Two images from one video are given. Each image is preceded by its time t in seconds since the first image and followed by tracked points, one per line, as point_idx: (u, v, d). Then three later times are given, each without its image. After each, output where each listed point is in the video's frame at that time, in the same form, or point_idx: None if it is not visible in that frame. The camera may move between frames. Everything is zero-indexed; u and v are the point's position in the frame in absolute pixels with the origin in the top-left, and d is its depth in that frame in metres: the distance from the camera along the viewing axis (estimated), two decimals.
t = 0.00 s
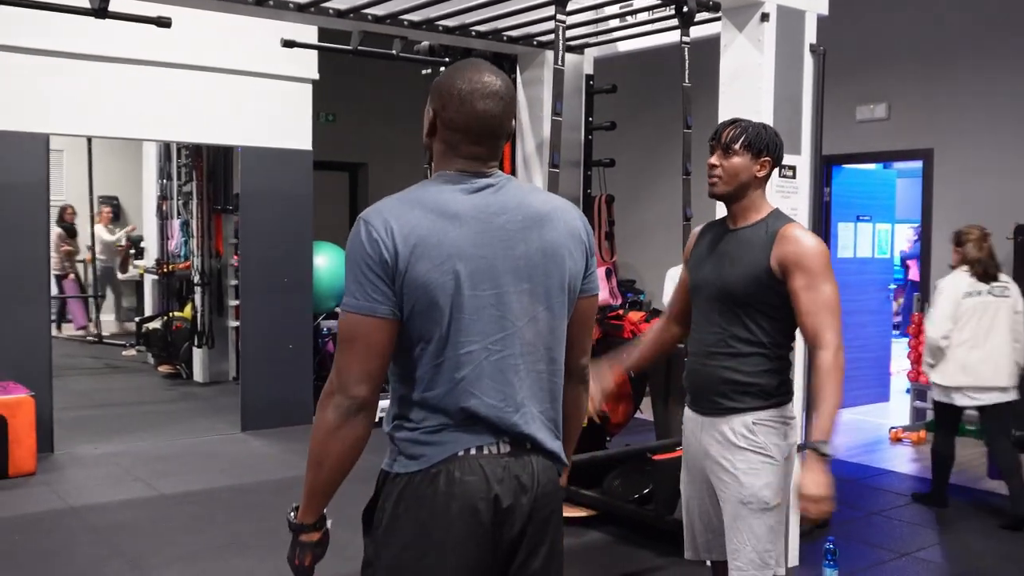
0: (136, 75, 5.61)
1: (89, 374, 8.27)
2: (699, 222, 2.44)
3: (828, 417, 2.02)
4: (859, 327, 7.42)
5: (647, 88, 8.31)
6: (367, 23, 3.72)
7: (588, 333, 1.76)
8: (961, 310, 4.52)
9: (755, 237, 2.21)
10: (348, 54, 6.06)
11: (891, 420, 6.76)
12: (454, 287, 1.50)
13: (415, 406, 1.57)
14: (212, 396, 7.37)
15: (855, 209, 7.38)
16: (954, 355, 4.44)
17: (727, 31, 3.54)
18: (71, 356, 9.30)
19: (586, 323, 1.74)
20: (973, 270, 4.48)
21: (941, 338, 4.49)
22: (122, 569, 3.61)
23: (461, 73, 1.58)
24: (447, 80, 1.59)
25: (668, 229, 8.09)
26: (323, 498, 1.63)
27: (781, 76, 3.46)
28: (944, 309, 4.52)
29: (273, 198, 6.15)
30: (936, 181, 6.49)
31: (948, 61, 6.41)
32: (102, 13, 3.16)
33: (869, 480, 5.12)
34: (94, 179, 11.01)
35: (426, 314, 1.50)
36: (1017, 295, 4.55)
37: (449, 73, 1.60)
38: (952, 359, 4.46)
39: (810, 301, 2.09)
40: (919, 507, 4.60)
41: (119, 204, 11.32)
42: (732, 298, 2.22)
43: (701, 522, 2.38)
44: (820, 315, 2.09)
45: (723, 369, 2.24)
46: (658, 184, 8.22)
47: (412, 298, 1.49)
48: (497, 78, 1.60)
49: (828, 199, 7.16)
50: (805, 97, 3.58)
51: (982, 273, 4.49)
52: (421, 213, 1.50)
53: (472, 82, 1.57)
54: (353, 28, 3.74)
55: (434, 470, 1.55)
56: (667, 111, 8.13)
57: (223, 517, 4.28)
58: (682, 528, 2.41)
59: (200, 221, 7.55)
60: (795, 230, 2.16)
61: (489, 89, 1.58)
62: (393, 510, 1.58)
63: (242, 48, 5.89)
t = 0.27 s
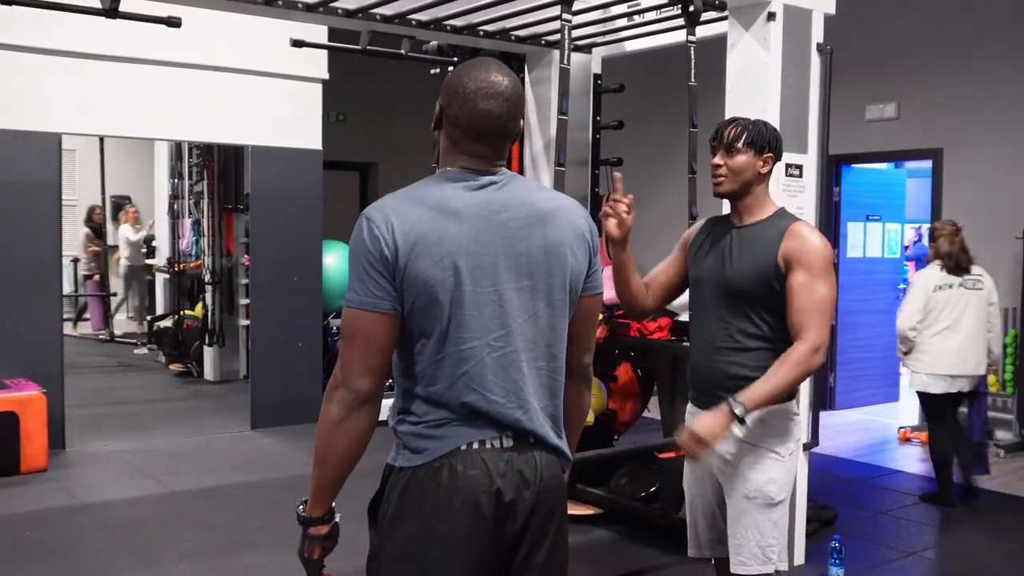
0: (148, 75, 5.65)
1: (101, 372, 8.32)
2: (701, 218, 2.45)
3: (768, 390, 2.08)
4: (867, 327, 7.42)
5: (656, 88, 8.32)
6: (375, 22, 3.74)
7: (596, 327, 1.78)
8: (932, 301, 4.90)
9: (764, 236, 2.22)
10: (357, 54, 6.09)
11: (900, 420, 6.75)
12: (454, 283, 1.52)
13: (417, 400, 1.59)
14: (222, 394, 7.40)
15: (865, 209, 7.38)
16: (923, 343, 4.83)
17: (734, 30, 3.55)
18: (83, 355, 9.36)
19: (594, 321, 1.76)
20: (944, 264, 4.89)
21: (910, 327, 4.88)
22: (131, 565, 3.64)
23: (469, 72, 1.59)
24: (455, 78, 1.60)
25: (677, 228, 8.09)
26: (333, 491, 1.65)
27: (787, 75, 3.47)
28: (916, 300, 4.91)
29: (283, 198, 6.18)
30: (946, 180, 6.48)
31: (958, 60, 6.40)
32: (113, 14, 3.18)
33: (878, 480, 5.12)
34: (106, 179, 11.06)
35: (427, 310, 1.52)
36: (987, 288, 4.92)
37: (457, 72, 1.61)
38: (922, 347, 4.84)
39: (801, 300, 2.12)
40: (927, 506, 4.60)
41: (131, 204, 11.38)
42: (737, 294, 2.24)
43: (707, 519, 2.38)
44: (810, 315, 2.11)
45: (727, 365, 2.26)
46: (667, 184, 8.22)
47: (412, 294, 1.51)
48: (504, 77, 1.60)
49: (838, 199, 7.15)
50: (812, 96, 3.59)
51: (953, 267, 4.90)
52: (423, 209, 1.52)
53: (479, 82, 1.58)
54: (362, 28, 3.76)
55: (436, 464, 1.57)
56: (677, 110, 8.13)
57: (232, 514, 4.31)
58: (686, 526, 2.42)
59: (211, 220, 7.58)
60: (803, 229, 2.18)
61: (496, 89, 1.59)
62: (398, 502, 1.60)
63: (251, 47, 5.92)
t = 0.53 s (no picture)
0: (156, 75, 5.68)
1: (109, 370, 8.36)
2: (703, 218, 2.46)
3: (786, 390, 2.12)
4: (875, 326, 7.42)
5: (663, 87, 8.32)
6: (381, 22, 3.76)
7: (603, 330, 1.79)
8: (923, 300, 4.93)
9: (767, 234, 2.24)
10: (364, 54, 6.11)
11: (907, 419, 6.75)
12: (456, 281, 1.53)
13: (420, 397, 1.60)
14: (230, 392, 7.43)
15: (872, 208, 7.37)
16: (916, 342, 4.86)
17: (740, 28, 3.56)
18: (92, 353, 9.40)
19: (599, 322, 1.77)
20: (932, 263, 4.93)
21: (903, 327, 4.92)
22: (138, 562, 3.66)
23: (475, 72, 1.60)
24: (462, 79, 1.61)
25: (684, 227, 8.10)
26: (339, 489, 1.66)
27: (793, 74, 3.48)
28: (907, 299, 4.94)
29: (290, 197, 6.21)
30: (954, 179, 6.47)
31: (965, 59, 6.39)
32: (121, 13, 3.20)
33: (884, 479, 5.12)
34: (115, 178, 11.11)
35: (429, 307, 1.53)
36: (973, 286, 4.95)
37: (464, 72, 1.62)
38: (915, 346, 4.87)
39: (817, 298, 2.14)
40: (932, 505, 4.59)
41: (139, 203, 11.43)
42: (743, 293, 2.24)
43: (710, 515, 2.39)
44: (826, 315, 2.14)
45: (732, 363, 2.26)
46: (674, 183, 8.22)
47: (415, 291, 1.52)
48: (510, 77, 1.61)
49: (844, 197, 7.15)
50: (817, 95, 3.59)
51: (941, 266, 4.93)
52: (425, 207, 1.53)
53: (485, 83, 1.59)
54: (368, 27, 3.78)
55: (440, 460, 1.58)
56: (684, 109, 8.13)
57: (239, 511, 4.33)
58: (688, 523, 2.42)
59: (219, 219, 7.61)
60: (806, 228, 2.20)
61: (501, 89, 1.60)
62: (404, 497, 1.60)
63: (259, 47, 5.95)
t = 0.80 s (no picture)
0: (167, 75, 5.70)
1: (119, 369, 8.39)
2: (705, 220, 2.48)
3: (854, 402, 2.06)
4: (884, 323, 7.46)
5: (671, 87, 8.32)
6: (389, 21, 3.77)
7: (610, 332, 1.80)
8: (911, 293, 5.03)
9: (767, 232, 2.25)
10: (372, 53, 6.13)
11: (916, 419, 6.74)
12: (464, 278, 1.54)
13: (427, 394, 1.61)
14: (239, 391, 7.46)
15: (881, 206, 7.40)
16: (905, 334, 4.97)
17: (747, 28, 3.57)
18: (101, 352, 9.45)
19: (604, 323, 1.78)
20: (921, 258, 5.05)
21: (893, 318, 5.00)
22: (147, 558, 3.68)
23: (483, 70, 1.61)
24: (469, 76, 1.62)
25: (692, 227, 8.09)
26: (344, 485, 1.67)
27: (799, 73, 3.48)
28: (896, 291, 5.03)
29: (299, 196, 6.23)
30: (962, 178, 6.45)
31: (974, 58, 6.38)
32: (130, 14, 3.22)
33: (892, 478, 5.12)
34: (124, 177, 11.15)
35: (437, 304, 1.55)
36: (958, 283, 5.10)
37: (472, 69, 1.63)
38: (903, 337, 4.99)
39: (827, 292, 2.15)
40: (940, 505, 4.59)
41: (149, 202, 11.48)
42: (747, 291, 2.25)
43: (717, 514, 2.40)
44: (839, 306, 2.14)
45: (737, 362, 2.27)
46: (681, 182, 8.22)
47: (424, 288, 1.53)
48: (518, 75, 1.63)
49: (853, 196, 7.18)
50: (824, 94, 3.59)
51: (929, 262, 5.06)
52: (435, 205, 1.55)
53: (492, 80, 1.61)
54: (377, 27, 3.79)
55: (446, 457, 1.59)
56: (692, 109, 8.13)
57: (247, 509, 4.35)
58: (695, 521, 2.43)
59: (228, 218, 7.64)
60: (807, 223, 2.20)
61: (508, 85, 1.61)
62: (410, 496, 1.61)
63: (268, 47, 5.97)
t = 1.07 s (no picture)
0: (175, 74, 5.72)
1: (128, 368, 8.44)
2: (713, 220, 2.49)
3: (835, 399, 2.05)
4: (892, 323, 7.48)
5: (679, 86, 8.32)
6: (396, 21, 3.78)
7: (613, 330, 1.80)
8: (902, 291, 5.16)
9: (767, 229, 2.25)
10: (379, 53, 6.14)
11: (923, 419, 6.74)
12: (474, 275, 1.55)
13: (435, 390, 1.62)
14: (247, 390, 7.49)
15: (889, 206, 7.40)
16: (899, 330, 5.08)
17: (753, 27, 3.57)
18: (111, 350, 9.49)
19: (607, 324, 1.78)
20: (910, 257, 5.19)
21: (886, 315, 5.10)
22: (155, 555, 3.70)
23: (492, 68, 1.62)
24: (478, 73, 1.63)
25: (700, 226, 8.10)
26: (352, 479, 1.69)
27: (805, 73, 3.48)
28: (888, 289, 5.14)
29: (306, 195, 6.25)
30: (970, 178, 6.44)
31: (981, 57, 6.36)
32: (139, 14, 3.25)
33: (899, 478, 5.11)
34: (134, 177, 11.20)
35: (447, 301, 1.56)
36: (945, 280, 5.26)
37: (481, 68, 1.65)
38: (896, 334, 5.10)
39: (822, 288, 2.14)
40: (946, 505, 4.58)
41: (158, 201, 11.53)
42: (750, 290, 2.26)
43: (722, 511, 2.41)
44: (833, 302, 2.13)
45: (743, 360, 2.28)
46: (689, 182, 8.22)
47: (434, 285, 1.54)
48: (527, 73, 1.64)
49: (860, 196, 7.22)
50: (830, 93, 3.59)
51: (918, 259, 5.20)
52: (445, 202, 1.56)
53: (503, 78, 1.62)
54: (384, 27, 3.80)
55: (454, 453, 1.60)
56: (699, 108, 8.12)
57: (254, 507, 4.37)
58: (702, 519, 2.45)
59: (237, 218, 7.66)
60: (806, 220, 2.20)
61: (518, 83, 1.63)
62: (415, 492, 1.63)
63: (276, 47, 5.99)
